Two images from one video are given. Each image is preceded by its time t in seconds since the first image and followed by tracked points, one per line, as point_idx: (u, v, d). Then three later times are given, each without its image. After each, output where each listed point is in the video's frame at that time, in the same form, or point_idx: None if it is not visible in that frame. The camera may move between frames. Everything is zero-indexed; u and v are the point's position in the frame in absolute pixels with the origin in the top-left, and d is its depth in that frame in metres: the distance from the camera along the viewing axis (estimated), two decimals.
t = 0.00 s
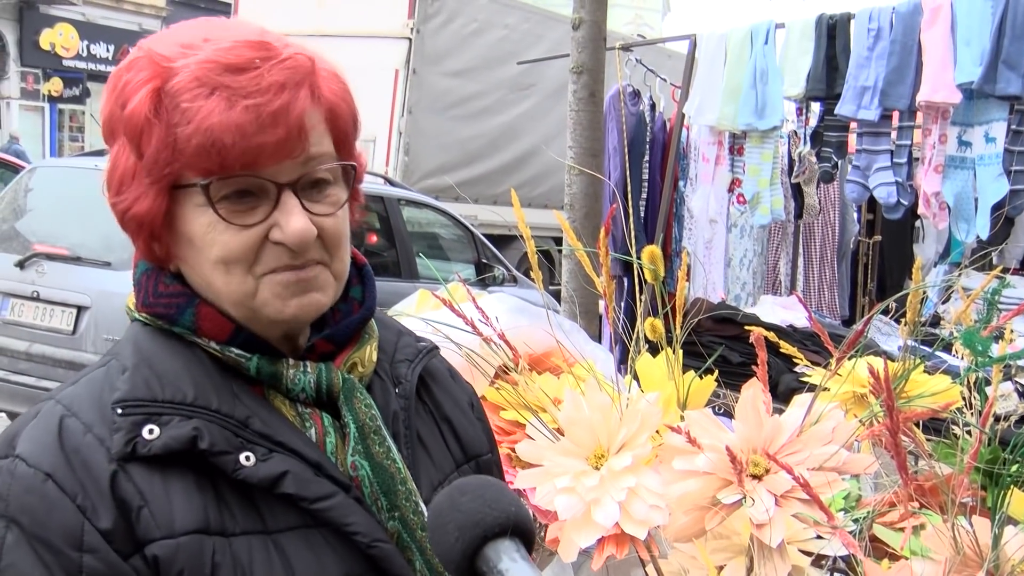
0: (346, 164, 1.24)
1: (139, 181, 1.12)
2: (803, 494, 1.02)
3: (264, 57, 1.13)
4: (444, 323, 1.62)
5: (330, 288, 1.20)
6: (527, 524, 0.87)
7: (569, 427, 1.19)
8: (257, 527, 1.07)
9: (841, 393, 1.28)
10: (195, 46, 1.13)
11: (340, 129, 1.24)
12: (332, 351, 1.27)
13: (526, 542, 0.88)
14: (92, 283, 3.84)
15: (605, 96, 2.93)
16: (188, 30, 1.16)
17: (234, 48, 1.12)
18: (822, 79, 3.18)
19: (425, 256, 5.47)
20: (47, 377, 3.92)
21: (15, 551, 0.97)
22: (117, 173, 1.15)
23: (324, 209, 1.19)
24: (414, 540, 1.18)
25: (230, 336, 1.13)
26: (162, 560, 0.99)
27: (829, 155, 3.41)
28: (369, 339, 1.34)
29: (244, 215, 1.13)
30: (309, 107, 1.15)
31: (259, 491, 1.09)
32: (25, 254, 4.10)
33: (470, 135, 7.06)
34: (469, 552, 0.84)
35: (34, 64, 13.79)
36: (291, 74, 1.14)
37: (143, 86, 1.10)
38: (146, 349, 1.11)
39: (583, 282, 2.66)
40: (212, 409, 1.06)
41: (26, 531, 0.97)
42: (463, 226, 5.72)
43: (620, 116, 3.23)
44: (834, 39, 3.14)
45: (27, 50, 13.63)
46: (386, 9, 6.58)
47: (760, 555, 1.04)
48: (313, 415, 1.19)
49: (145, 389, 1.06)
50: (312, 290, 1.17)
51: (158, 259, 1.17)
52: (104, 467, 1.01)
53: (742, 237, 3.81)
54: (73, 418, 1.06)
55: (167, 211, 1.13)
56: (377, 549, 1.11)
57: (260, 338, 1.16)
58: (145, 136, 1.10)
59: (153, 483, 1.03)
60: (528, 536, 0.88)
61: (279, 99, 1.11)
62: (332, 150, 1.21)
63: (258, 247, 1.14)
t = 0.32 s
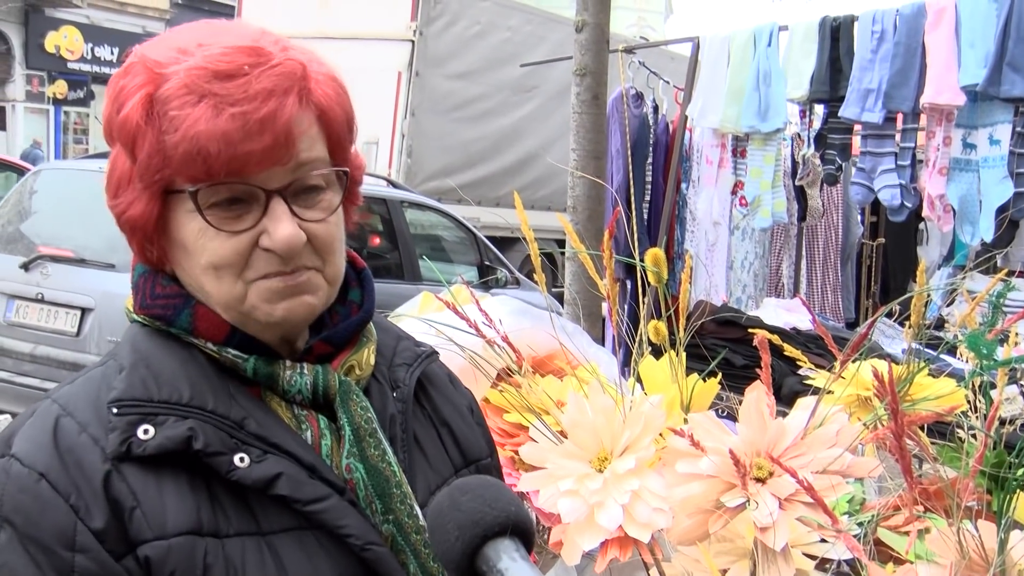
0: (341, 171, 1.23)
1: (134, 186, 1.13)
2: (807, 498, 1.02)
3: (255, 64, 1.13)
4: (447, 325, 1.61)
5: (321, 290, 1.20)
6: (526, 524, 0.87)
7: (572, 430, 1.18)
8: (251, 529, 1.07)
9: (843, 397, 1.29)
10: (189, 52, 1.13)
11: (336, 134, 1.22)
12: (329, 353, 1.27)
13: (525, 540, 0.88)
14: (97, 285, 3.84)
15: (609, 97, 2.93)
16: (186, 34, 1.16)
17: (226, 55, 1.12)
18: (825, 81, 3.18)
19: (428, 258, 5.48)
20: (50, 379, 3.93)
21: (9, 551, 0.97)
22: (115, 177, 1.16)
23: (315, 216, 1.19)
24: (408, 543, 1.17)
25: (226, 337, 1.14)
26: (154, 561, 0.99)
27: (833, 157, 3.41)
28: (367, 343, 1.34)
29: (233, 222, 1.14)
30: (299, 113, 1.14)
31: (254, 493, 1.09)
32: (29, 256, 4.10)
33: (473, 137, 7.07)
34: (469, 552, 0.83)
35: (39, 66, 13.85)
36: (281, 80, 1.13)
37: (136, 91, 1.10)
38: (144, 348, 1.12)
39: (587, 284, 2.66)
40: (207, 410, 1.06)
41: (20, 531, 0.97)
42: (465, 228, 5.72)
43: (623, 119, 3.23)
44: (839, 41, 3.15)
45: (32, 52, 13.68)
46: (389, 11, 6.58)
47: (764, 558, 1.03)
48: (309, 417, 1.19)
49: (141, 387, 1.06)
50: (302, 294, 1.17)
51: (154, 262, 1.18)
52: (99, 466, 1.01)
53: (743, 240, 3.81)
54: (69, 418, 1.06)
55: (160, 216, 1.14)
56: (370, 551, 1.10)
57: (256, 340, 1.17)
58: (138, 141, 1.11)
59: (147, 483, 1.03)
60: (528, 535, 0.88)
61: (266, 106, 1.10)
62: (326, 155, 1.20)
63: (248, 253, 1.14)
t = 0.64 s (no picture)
0: (336, 168, 1.25)
1: (128, 192, 1.13)
2: (817, 501, 1.01)
3: (250, 63, 1.15)
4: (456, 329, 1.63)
5: (325, 290, 1.22)
6: (529, 522, 0.88)
7: (581, 433, 1.18)
8: (259, 529, 1.08)
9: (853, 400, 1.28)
10: (181, 54, 1.14)
11: (330, 133, 1.24)
12: (333, 350, 1.27)
13: (529, 541, 0.88)
14: (106, 287, 3.87)
15: (617, 100, 2.93)
16: (174, 38, 1.17)
17: (220, 56, 1.14)
18: (835, 83, 3.18)
19: (436, 261, 5.49)
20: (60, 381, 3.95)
21: (6, 537, 0.96)
22: (106, 184, 1.16)
23: (315, 213, 1.21)
24: (418, 540, 1.19)
25: (226, 341, 1.15)
26: (156, 564, 1.00)
27: (842, 159, 3.44)
28: (372, 338, 1.35)
29: (235, 223, 1.15)
30: (296, 111, 1.16)
31: (261, 494, 1.09)
32: (39, 259, 4.13)
33: (481, 140, 7.07)
34: (471, 552, 0.83)
35: (48, 70, 13.92)
36: (278, 79, 1.15)
37: (128, 95, 1.10)
38: (146, 351, 1.12)
39: (595, 286, 2.66)
40: (212, 414, 1.07)
41: (19, 519, 0.97)
42: (474, 231, 5.73)
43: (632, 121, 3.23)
44: (848, 43, 3.14)
45: (42, 57, 13.76)
46: (397, 14, 6.59)
47: (774, 560, 1.03)
48: (315, 415, 1.19)
49: (144, 393, 1.06)
50: (308, 295, 1.19)
51: (151, 268, 1.18)
52: (103, 468, 1.02)
53: (752, 242, 3.82)
54: (73, 415, 1.07)
55: (158, 220, 1.14)
56: (380, 548, 1.11)
57: (258, 341, 1.18)
58: (132, 145, 1.11)
59: (149, 487, 1.03)
60: (530, 536, 0.88)
61: (266, 104, 1.12)
62: (321, 152, 1.22)
63: (250, 255, 1.15)
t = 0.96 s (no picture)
0: (352, 165, 1.26)
1: (144, 190, 1.14)
2: (828, 503, 1.01)
3: (266, 61, 1.15)
4: (467, 329, 1.62)
5: (340, 295, 1.23)
6: (539, 520, 0.87)
7: (591, 434, 1.18)
8: (274, 534, 1.08)
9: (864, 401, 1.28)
10: (195, 52, 1.15)
11: (346, 129, 1.25)
12: (346, 353, 1.28)
13: (539, 538, 0.88)
14: (118, 288, 3.89)
15: (628, 100, 2.93)
16: (187, 35, 1.17)
17: (235, 53, 1.14)
18: (846, 83, 3.17)
19: (447, 261, 5.51)
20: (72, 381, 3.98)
21: (23, 561, 0.98)
22: (120, 182, 1.16)
23: (331, 211, 1.21)
24: (433, 544, 1.21)
25: (242, 342, 1.16)
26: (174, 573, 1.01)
27: (854, 160, 3.42)
28: (384, 341, 1.35)
29: (251, 222, 1.15)
30: (312, 109, 1.17)
31: (276, 500, 1.10)
32: (51, 259, 4.16)
33: (492, 141, 7.08)
34: (482, 550, 0.84)
35: (60, 71, 14.01)
36: (294, 77, 1.15)
37: (143, 93, 1.11)
38: (158, 352, 1.13)
39: (606, 286, 2.66)
40: (227, 417, 1.07)
41: (34, 541, 0.98)
42: (484, 232, 5.73)
43: (643, 121, 3.23)
44: (859, 43, 3.14)
45: (54, 57, 13.85)
46: (407, 14, 6.60)
47: (786, 560, 1.03)
48: (329, 419, 1.20)
49: (159, 396, 1.07)
50: (323, 301, 1.20)
51: (166, 267, 1.19)
52: (116, 479, 1.02)
53: (762, 243, 3.80)
54: (84, 425, 1.07)
55: (174, 219, 1.15)
56: (396, 554, 1.12)
57: (273, 341, 1.19)
58: (148, 143, 1.12)
59: (165, 494, 1.04)
60: (541, 535, 0.88)
61: (282, 103, 1.12)
62: (337, 149, 1.23)
63: (267, 254, 1.15)
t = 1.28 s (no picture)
0: (353, 151, 1.27)
1: (147, 192, 1.15)
2: (837, 503, 1.02)
3: (258, 52, 1.16)
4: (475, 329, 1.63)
5: (352, 274, 1.23)
6: (550, 521, 0.89)
7: (600, 434, 1.18)
8: (286, 536, 1.09)
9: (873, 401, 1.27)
10: (188, 49, 1.16)
11: (345, 117, 1.26)
12: (360, 351, 1.29)
13: (549, 539, 0.89)
14: (125, 288, 3.91)
15: (636, 100, 2.93)
16: (180, 35, 1.19)
17: (226, 46, 1.15)
18: (855, 83, 3.16)
19: (455, 262, 5.53)
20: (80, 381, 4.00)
21: (28, 552, 0.98)
22: (125, 186, 1.17)
23: (334, 198, 1.22)
24: (445, 548, 1.21)
25: (257, 337, 1.16)
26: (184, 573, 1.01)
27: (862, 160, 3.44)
28: (397, 340, 1.36)
29: (253, 212, 1.16)
30: (307, 96, 1.18)
31: (289, 501, 1.11)
32: (59, 259, 4.18)
33: (500, 141, 7.09)
34: (494, 549, 0.84)
35: (68, 71, 14.07)
36: (286, 64, 1.16)
37: (139, 93, 1.12)
38: (173, 348, 1.14)
39: (615, 286, 2.66)
40: (242, 415, 1.08)
41: (42, 533, 0.99)
42: (492, 232, 5.73)
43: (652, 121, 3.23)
44: (868, 43, 3.13)
45: (62, 58, 13.92)
46: (416, 15, 6.61)
47: (795, 563, 1.04)
48: (343, 420, 1.21)
49: (174, 393, 1.07)
50: (333, 279, 1.20)
51: (175, 266, 1.20)
52: (130, 476, 1.03)
53: (771, 242, 3.79)
54: (97, 419, 1.08)
55: (177, 216, 1.16)
56: (409, 558, 1.13)
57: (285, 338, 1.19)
58: (148, 142, 1.13)
59: (177, 494, 1.05)
60: (551, 535, 0.89)
61: (276, 91, 1.14)
62: (337, 135, 1.24)
63: (272, 241, 1.16)
